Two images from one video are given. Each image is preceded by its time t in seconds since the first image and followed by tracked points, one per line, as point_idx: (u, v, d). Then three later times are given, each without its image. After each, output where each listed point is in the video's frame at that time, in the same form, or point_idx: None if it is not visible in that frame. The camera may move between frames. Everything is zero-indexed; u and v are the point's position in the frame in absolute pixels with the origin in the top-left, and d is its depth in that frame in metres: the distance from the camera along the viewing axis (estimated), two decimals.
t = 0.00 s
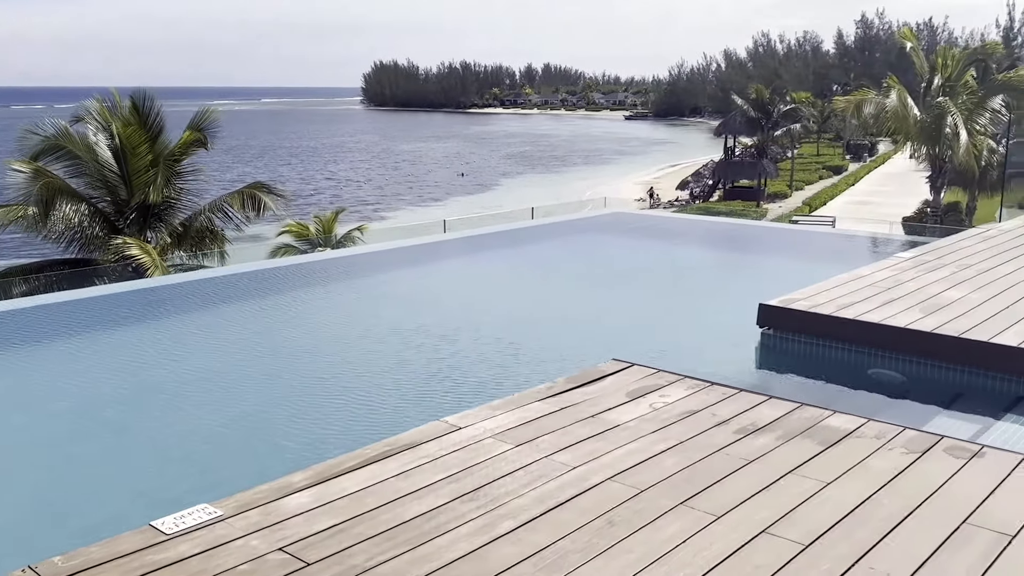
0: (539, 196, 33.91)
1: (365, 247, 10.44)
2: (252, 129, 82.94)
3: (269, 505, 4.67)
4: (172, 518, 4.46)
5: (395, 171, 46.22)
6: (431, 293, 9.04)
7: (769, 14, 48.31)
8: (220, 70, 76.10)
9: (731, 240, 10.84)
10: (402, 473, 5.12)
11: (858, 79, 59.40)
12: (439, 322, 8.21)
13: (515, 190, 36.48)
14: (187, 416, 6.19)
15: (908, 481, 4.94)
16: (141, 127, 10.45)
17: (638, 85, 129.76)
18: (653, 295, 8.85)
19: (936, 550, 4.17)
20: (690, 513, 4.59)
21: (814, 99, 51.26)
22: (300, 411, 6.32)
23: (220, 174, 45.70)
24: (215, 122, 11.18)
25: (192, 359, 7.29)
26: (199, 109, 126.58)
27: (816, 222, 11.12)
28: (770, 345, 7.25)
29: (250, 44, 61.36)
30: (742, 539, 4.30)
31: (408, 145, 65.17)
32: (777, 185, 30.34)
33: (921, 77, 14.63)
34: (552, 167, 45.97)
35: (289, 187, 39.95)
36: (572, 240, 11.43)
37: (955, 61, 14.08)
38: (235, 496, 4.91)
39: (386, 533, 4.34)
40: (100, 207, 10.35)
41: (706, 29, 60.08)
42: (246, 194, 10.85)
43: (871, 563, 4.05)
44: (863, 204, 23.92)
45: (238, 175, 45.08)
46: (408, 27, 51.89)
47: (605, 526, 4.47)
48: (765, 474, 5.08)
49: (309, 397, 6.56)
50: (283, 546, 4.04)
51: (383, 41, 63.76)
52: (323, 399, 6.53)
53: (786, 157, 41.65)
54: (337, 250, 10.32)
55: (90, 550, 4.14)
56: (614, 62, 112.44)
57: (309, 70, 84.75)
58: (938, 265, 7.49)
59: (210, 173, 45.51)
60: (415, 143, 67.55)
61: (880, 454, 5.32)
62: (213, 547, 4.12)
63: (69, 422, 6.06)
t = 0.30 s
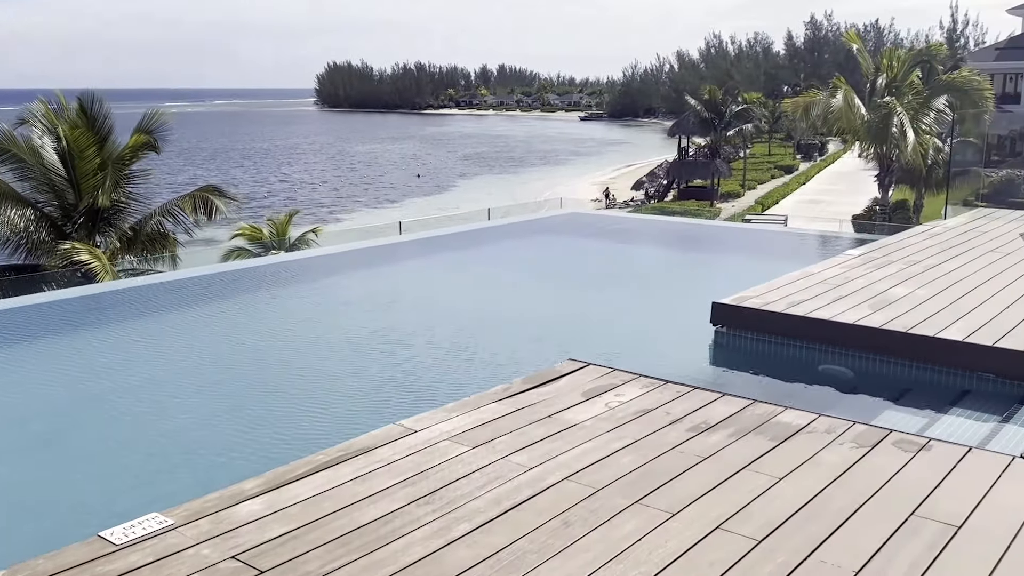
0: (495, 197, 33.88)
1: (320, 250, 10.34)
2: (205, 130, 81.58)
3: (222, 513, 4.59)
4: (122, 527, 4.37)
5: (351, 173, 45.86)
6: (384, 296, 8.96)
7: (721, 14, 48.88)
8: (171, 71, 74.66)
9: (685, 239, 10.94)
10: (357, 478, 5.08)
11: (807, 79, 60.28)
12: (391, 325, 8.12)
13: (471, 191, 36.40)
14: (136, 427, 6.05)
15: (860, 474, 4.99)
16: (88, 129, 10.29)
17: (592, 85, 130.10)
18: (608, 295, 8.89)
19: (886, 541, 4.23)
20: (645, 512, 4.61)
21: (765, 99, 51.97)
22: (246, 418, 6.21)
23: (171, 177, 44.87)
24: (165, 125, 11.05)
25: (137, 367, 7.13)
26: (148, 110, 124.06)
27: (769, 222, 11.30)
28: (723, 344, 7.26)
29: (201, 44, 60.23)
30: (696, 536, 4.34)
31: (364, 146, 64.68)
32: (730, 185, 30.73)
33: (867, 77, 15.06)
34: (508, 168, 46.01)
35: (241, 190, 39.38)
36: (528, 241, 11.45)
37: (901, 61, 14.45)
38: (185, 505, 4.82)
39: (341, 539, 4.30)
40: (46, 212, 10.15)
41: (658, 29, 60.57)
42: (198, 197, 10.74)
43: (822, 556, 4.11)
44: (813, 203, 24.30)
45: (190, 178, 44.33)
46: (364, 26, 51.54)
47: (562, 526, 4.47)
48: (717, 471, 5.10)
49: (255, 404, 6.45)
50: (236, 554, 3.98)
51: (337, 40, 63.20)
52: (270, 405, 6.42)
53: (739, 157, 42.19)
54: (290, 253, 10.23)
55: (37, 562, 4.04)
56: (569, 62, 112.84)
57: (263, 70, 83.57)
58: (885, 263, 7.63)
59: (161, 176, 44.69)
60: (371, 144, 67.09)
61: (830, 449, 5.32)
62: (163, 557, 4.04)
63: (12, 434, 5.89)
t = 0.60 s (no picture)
0: (452, 199, 33.80)
1: (275, 255, 10.23)
2: (157, 134, 80.10)
3: (174, 523, 4.51)
4: (71, 539, 4.28)
5: (307, 176, 45.38)
6: (340, 300, 8.87)
7: (671, 15, 49.29)
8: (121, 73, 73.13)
9: (642, 240, 11.04)
10: (312, 485, 5.01)
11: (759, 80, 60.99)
12: (348, 330, 8.03)
13: (429, 194, 36.26)
14: (88, 435, 5.92)
15: (811, 469, 5.02)
16: (35, 133, 10.09)
17: (548, 86, 130.12)
18: (566, 296, 8.92)
19: (836, 537, 4.28)
20: (601, 512, 4.63)
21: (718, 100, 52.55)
22: (195, 425, 6.09)
23: (121, 181, 43.98)
24: (115, 129, 10.91)
25: (85, 376, 6.96)
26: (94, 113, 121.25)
27: (724, 222, 11.53)
28: (679, 343, 7.27)
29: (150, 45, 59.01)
30: (651, 535, 4.36)
31: (319, 149, 64.11)
32: (685, 185, 31.10)
33: (816, 78, 15.27)
34: (465, 170, 45.96)
35: (193, 195, 38.72)
36: (486, 243, 11.46)
37: (849, 64, 14.71)
38: (136, 516, 4.72)
39: (296, 546, 4.25)
40: None
41: (612, 30, 60.90)
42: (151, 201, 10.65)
43: (775, 552, 4.16)
44: (766, 203, 24.64)
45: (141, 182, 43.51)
46: (318, 26, 51.06)
47: (518, 528, 4.47)
48: (673, 470, 5.11)
49: (207, 411, 6.32)
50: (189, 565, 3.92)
51: (291, 40, 62.50)
52: (222, 412, 6.30)
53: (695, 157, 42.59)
54: (244, 258, 10.12)
55: None
56: (526, 64, 113.06)
57: (216, 72, 82.32)
58: (836, 262, 7.74)
59: (111, 181, 43.79)
60: (327, 146, 66.51)
61: (783, 446, 5.31)
62: (114, 569, 3.96)
63: None
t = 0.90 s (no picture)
0: (412, 202, 33.70)
1: (231, 259, 10.13)
2: (112, 137, 78.66)
3: (124, 532, 4.43)
4: (17, 551, 4.18)
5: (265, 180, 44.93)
6: (295, 306, 8.77)
7: (627, 17, 49.64)
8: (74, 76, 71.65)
9: (602, 241, 11.14)
10: (266, 492, 4.94)
11: (716, 83, 61.77)
12: (302, 335, 7.93)
13: (389, 196, 36.10)
14: (37, 445, 5.78)
15: (764, 466, 5.05)
16: None
17: (507, 88, 130.11)
18: (525, 298, 8.93)
19: (790, 532, 4.31)
20: (558, 513, 4.62)
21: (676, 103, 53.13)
22: (143, 435, 5.93)
23: (75, 186, 43.09)
24: (65, 132, 10.74)
25: (28, 387, 6.75)
26: (43, 116, 118.50)
27: (679, 222, 11.57)
28: (637, 343, 7.32)
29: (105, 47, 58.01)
30: (607, 535, 4.37)
31: (278, 152, 63.46)
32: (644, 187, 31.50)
33: (770, 80, 15.56)
34: (426, 173, 45.86)
35: (149, 200, 38.07)
36: (446, 246, 11.44)
37: (802, 66, 14.99)
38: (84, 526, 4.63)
39: (249, 553, 4.20)
40: None
41: (570, 31, 61.12)
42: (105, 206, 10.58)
43: (729, 549, 4.18)
44: (724, 204, 25.08)
45: (95, 187, 42.67)
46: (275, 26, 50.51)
47: (476, 531, 4.45)
48: (629, 470, 5.12)
49: (156, 419, 6.17)
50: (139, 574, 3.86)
51: (247, 40, 61.76)
52: (172, 421, 6.16)
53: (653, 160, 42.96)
54: (201, 263, 10.00)
55: None
56: (485, 66, 113.19)
57: (172, 75, 81.08)
58: (789, 262, 7.85)
59: (64, 186, 42.87)
60: (285, 150, 65.87)
61: (737, 444, 5.34)
62: None
63: None
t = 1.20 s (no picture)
0: (373, 206, 33.56)
1: (193, 262, 10.07)
2: (69, 141, 77.30)
3: (76, 541, 4.36)
4: None
5: (225, 184, 44.44)
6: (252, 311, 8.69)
7: (586, 18, 49.81)
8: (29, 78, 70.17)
9: (564, 243, 11.20)
10: (221, 497, 4.87)
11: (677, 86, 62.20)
12: (259, 340, 7.86)
13: (351, 200, 35.88)
14: None
15: (721, 465, 5.07)
16: None
17: (471, 89, 129.91)
18: (486, 300, 8.94)
19: (744, 529, 4.34)
20: (515, 513, 4.62)
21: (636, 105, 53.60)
22: (96, 445, 5.81)
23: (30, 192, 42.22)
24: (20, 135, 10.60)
25: None
26: None
27: (644, 225, 11.80)
28: (597, 343, 7.35)
29: (62, 51, 56.86)
30: (563, 535, 4.37)
31: (239, 155, 62.85)
32: (607, 189, 31.72)
33: (730, 82, 15.72)
34: (388, 176, 45.72)
35: (106, 206, 37.45)
36: (408, 249, 11.43)
37: (761, 68, 15.18)
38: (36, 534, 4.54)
39: (204, 559, 4.15)
40: None
41: (530, 32, 61.20)
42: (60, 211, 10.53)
43: (684, 546, 4.21)
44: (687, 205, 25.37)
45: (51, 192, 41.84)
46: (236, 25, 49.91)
47: (434, 532, 4.44)
48: (586, 470, 5.12)
49: (111, 428, 6.06)
50: None
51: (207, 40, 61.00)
52: (127, 429, 6.05)
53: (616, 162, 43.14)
54: (160, 268, 9.92)
55: None
56: (448, 69, 113.23)
57: (131, 78, 79.85)
58: (747, 262, 7.93)
59: (19, 191, 42.00)
60: (246, 153, 65.24)
61: (693, 443, 5.37)
62: None
63: None
